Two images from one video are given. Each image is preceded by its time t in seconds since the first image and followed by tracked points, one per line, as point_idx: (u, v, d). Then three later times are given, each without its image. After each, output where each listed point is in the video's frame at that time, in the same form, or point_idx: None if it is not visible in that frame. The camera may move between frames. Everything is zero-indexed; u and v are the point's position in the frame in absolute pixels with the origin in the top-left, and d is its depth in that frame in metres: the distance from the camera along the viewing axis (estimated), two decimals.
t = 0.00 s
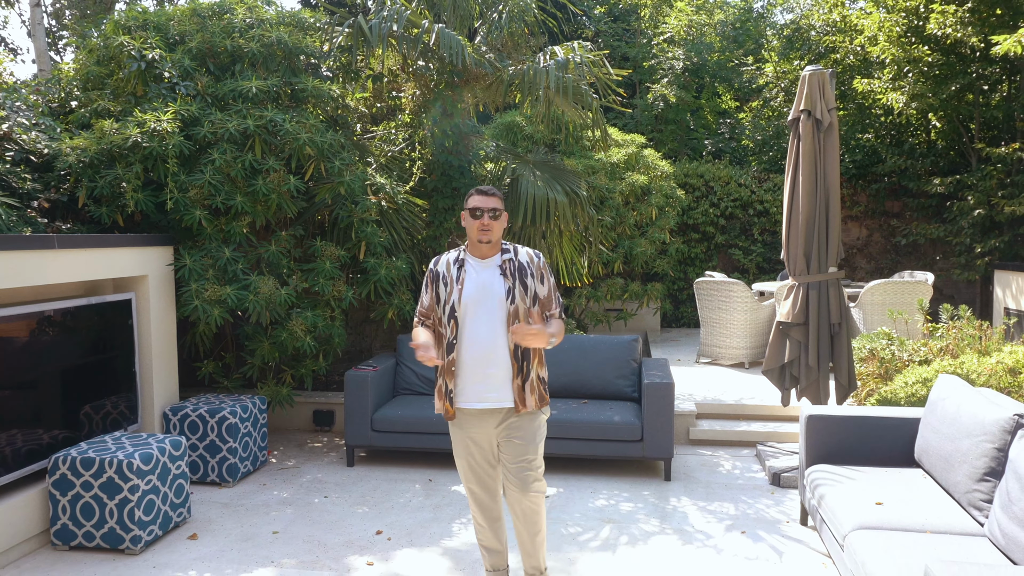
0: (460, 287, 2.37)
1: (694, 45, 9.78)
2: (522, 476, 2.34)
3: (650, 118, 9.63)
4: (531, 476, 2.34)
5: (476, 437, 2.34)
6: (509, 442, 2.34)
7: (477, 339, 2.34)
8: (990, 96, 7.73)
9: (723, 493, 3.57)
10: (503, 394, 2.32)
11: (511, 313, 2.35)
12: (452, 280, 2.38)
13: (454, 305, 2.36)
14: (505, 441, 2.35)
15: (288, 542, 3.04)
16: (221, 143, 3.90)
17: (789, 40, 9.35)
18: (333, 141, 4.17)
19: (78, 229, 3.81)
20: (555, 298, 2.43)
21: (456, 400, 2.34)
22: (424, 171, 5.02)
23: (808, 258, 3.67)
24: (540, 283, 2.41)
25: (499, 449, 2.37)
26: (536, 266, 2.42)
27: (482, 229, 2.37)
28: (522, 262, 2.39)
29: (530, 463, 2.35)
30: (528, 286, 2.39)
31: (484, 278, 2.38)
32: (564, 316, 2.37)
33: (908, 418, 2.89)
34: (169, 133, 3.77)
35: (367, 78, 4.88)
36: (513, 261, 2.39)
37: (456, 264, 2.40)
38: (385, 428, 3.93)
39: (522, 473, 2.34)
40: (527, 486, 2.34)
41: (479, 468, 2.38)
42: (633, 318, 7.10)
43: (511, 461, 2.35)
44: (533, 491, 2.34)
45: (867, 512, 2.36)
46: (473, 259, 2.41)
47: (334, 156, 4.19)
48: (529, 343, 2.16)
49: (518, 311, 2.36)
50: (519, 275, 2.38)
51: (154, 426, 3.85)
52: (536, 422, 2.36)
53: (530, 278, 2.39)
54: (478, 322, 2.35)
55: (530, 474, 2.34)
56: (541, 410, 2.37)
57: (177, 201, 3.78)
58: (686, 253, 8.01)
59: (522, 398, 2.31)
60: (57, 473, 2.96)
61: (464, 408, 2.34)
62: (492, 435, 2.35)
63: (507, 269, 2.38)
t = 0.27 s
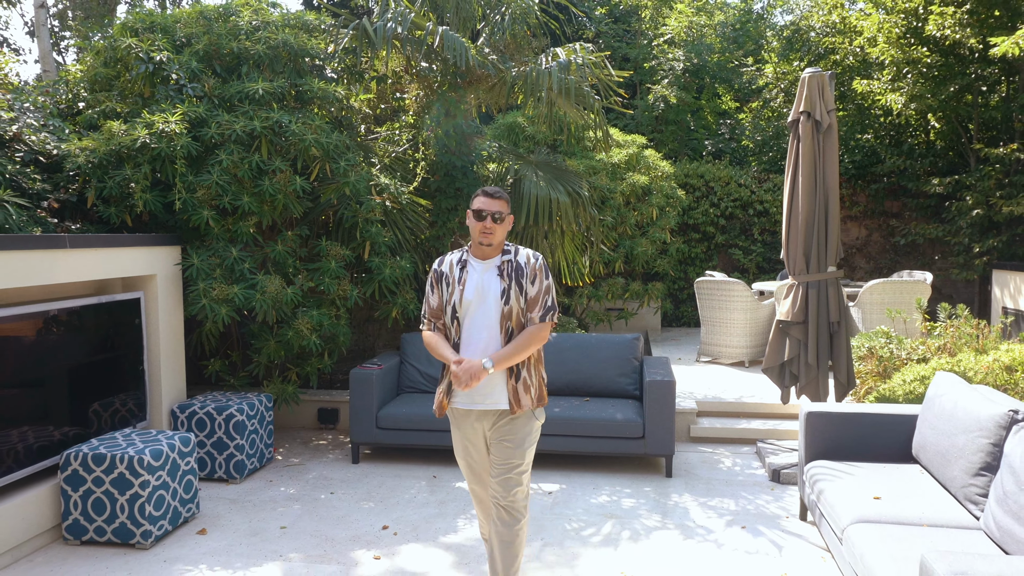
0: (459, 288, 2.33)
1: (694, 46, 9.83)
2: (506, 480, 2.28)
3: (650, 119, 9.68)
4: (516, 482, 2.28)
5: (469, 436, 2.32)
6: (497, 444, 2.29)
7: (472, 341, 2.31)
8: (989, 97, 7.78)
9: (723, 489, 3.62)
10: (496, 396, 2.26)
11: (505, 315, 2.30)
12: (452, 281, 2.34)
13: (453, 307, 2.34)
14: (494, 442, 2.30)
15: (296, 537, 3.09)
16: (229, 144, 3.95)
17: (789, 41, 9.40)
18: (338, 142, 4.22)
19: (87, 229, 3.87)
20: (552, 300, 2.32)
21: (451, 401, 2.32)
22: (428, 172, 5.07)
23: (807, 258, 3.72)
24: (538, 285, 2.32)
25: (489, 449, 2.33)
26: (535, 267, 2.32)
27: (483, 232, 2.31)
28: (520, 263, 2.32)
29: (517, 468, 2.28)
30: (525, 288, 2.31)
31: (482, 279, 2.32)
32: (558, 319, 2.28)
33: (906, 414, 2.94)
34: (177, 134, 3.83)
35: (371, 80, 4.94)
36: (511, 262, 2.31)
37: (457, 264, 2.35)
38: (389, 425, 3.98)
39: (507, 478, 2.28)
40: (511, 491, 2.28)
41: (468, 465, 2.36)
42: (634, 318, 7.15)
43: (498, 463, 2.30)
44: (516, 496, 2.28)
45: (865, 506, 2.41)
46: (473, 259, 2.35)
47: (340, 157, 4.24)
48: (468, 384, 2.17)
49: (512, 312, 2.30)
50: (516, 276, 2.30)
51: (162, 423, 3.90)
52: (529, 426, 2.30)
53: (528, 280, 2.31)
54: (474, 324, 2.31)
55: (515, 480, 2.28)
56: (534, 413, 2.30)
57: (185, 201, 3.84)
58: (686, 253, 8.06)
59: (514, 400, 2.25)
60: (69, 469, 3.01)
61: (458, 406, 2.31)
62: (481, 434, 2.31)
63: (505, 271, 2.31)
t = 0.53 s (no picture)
0: (460, 288, 2.30)
1: (694, 47, 9.88)
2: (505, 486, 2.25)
3: (651, 119, 9.73)
4: (512, 487, 2.24)
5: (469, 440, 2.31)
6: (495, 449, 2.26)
7: (470, 343, 2.28)
8: (988, 98, 7.83)
9: (724, 485, 3.68)
10: (489, 401, 2.23)
11: (503, 319, 2.24)
12: (454, 281, 2.32)
13: (453, 308, 2.31)
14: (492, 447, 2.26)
15: (304, 531, 3.14)
16: (236, 145, 4.01)
17: (789, 42, 9.45)
18: (343, 142, 4.27)
19: (97, 229, 3.92)
20: (554, 305, 2.26)
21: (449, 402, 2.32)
22: (431, 172, 5.12)
23: (807, 257, 3.77)
24: (539, 290, 2.25)
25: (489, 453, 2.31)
26: (537, 271, 2.26)
27: (489, 231, 2.26)
28: (522, 266, 2.26)
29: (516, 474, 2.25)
30: (525, 293, 2.25)
31: (482, 281, 2.28)
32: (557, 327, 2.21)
33: (904, 410, 2.99)
34: (185, 135, 3.89)
35: (376, 81, 5.00)
36: (513, 265, 2.26)
37: (461, 264, 2.32)
38: (394, 422, 4.03)
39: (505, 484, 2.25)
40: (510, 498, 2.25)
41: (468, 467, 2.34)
42: (635, 317, 7.19)
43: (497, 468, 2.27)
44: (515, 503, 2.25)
45: (863, 500, 2.46)
46: (477, 260, 2.31)
47: (345, 157, 4.29)
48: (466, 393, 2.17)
49: (511, 317, 2.25)
50: (517, 280, 2.25)
51: (170, 420, 3.95)
52: (528, 432, 2.25)
53: (529, 284, 2.26)
54: (473, 325, 2.28)
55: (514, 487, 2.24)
56: (534, 420, 2.24)
57: (193, 201, 3.89)
58: (687, 253, 8.10)
59: (507, 407, 2.22)
60: (80, 464, 3.09)
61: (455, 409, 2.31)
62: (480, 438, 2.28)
63: (506, 273, 2.25)
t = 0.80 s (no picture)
0: (465, 284, 2.32)
1: (695, 48, 9.92)
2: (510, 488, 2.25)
3: (652, 120, 9.77)
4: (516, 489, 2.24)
5: (469, 441, 2.30)
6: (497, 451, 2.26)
7: (473, 339, 2.30)
8: (987, 98, 7.87)
9: (724, 482, 3.72)
10: (490, 401, 2.24)
11: (507, 317, 2.25)
12: (460, 276, 2.34)
13: (458, 303, 2.33)
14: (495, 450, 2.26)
15: (310, 526, 3.19)
16: (241, 145, 4.06)
17: (789, 43, 9.49)
18: (347, 143, 4.31)
19: (104, 228, 3.97)
20: (560, 305, 2.26)
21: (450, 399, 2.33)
22: (434, 172, 5.16)
23: (806, 256, 3.81)
24: (544, 290, 2.26)
25: (491, 455, 2.31)
26: (543, 270, 2.27)
27: (494, 227, 2.27)
28: (528, 265, 2.27)
29: (520, 475, 2.25)
30: (530, 291, 2.26)
31: (488, 278, 2.30)
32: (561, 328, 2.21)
33: (902, 407, 3.03)
34: (192, 136, 3.94)
35: (379, 82, 5.05)
36: (520, 263, 2.27)
37: (467, 260, 2.35)
38: (398, 420, 4.07)
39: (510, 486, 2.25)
40: (515, 499, 2.25)
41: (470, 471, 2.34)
42: (636, 316, 7.23)
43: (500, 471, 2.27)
44: (521, 504, 2.25)
45: (860, 495, 2.51)
46: (484, 257, 2.33)
47: (349, 158, 4.33)
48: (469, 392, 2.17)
49: (515, 316, 2.25)
50: (523, 278, 2.25)
51: (177, 417, 4.00)
52: (530, 433, 2.25)
53: (535, 283, 2.26)
54: (477, 323, 2.29)
55: (518, 488, 2.25)
56: (535, 421, 2.24)
57: (200, 201, 3.94)
58: (688, 253, 8.14)
59: (507, 407, 2.22)
60: (89, 461, 3.15)
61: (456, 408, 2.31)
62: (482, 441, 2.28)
63: (512, 271, 2.27)
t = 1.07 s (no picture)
0: (471, 282, 2.36)
1: (697, 49, 9.97)
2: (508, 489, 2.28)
3: (654, 121, 9.82)
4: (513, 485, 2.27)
5: (462, 440, 2.31)
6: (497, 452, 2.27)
7: (475, 338, 2.33)
8: (987, 99, 7.91)
9: (725, 479, 3.77)
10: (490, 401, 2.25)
11: (511, 320, 2.28)
12: (466, 275, 2.38)
13: (462, 301, 2.37)
14: (493, 451, 2.28)
15: (317, 521, 3.25)
16: (248, 147, 4.11)
17: (790, 44, 9.53)
18: (353, 144, 4.37)
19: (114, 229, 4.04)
20: (564, 312, 2.28)
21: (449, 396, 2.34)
22: (438, 173, 5.21)
23: (806, 256, 3.86)
24: (549, 295, 2.28)
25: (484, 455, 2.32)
26: (550, 276, 2.29)
27: (486, 230, 2.31)
28: (534, 269, 2.30)
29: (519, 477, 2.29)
30: (534, 296, 2.28)
31: (495, 280, 2.33)
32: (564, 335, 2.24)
33: (899, 405, 3.08)
34: (200, 138, 4.00)
35: (384, 84, 5.10)
36: (526, 267, 2.30)
37: (475, 260, 2.38)
38: (403, 418, 4.12)
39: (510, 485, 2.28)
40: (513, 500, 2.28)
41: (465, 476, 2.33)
42: (638, 316, 7.27)
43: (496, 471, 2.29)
44: (520, 503, 2.28)
45: (857, 490, 2.56)
46: (491, 258, 2.37)
47: (355, 159, 4.39)
48: (467, 390, 2.17)
49: (519, 320, 2.28)
50: (528, 282, 2.28)
51: (185, 415, 4.06)
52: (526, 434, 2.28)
53: (539, 287, 2.29)
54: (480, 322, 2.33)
55: (517, 488, 2.27)
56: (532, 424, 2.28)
57: (208, 202, 4.00)
58: (690, 253, 8.19)
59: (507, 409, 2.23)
60: (101, 456, 3.23)
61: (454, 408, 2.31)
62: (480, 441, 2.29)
63: (518, 275, 2.29)
